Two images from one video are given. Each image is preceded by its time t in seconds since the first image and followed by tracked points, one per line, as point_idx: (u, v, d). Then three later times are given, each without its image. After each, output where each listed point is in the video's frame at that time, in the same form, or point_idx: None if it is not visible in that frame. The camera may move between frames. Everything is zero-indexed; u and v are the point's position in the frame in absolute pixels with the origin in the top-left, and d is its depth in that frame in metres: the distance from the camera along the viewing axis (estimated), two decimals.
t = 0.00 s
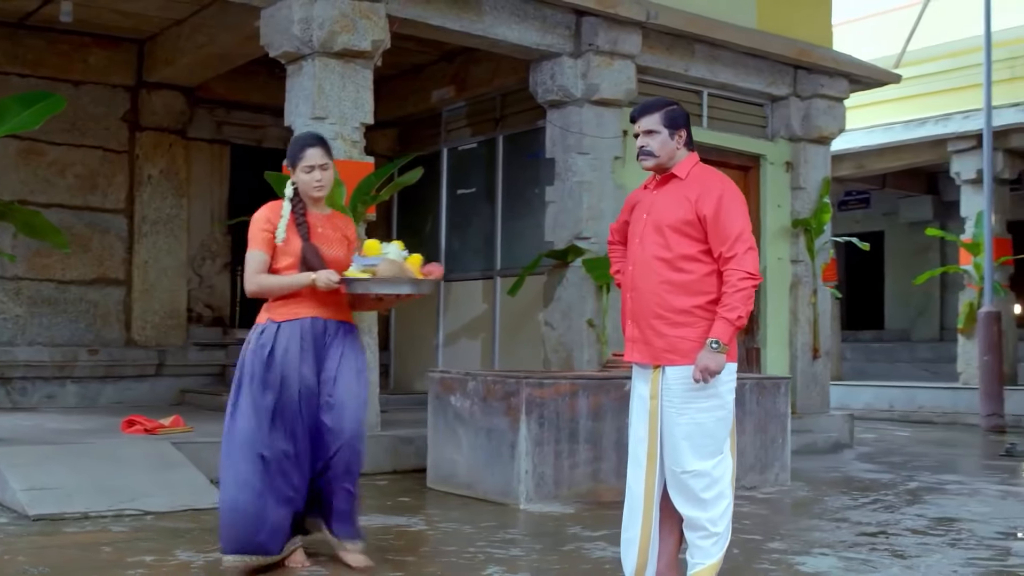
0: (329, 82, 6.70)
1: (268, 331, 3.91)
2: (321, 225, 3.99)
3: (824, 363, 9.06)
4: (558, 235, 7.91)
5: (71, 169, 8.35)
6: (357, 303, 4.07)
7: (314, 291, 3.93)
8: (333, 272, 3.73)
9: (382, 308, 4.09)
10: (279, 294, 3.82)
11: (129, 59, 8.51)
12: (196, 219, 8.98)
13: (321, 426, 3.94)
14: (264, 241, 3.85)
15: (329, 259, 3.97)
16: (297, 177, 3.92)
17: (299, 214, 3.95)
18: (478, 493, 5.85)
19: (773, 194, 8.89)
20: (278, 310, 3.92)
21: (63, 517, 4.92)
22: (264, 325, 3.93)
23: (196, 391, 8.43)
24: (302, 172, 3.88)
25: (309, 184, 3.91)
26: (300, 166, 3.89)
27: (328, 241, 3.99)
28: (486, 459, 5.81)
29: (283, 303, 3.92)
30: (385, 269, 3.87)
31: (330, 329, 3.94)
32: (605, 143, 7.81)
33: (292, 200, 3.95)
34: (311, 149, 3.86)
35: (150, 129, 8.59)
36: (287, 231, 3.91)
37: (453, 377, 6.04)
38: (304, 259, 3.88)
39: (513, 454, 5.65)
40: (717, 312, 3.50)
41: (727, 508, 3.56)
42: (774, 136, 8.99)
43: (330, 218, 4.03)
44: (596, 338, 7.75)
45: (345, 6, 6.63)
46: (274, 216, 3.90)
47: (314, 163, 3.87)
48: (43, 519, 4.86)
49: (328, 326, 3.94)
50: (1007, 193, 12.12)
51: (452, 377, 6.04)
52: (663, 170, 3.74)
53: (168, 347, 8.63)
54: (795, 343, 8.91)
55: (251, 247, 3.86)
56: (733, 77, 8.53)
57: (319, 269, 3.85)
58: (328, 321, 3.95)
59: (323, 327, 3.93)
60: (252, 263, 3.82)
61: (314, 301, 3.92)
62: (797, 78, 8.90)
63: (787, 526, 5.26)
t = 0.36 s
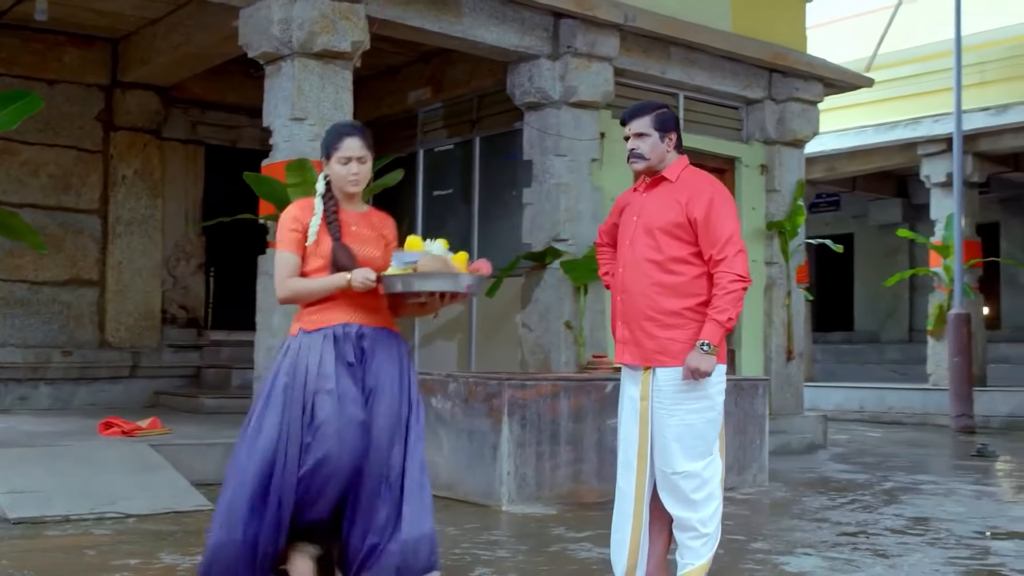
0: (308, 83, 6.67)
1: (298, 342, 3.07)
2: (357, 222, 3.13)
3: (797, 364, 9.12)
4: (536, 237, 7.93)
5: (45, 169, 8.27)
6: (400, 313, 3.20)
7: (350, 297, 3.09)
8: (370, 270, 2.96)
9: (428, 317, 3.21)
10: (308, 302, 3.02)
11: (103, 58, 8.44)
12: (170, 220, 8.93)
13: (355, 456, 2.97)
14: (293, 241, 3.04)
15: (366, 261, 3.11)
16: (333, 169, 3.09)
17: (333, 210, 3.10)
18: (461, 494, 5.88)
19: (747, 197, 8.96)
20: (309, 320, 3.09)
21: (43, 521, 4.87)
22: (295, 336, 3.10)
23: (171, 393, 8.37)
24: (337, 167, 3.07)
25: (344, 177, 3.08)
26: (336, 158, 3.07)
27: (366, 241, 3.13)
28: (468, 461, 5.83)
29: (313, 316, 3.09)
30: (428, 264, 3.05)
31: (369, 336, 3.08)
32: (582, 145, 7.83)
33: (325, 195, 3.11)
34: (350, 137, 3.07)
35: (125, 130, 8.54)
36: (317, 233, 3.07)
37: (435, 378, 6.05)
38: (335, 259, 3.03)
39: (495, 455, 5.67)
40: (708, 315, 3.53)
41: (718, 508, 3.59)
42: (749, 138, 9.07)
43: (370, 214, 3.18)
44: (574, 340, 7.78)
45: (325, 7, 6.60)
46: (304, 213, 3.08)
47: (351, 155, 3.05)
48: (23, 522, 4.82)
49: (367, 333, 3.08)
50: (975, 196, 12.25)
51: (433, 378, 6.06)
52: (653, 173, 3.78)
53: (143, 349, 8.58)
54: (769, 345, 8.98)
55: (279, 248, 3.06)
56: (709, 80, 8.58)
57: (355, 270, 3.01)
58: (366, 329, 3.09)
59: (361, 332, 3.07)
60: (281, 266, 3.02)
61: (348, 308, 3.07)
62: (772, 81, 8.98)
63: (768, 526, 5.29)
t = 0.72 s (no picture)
0: (280, 83, 6.65)
1: (313, 347, 2.85)
2: (376, 216, 2.90)
3: (764, 365, 9.20)
4: (506, 239, 7.95)
5: (9, 168, 8.17)
6: (424, 312, 2.98)
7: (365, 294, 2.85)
8: (385, 264, 2.73)
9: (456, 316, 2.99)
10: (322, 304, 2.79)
11: (69, 56, 8.36)
12: (136, 219, 8.86)
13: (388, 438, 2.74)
14: (306, 239, 2.83)
15: (386, 258, 2.87)
16: (348, 160, 2.83)
17: (348, 203, 2.86)
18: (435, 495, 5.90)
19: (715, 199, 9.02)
20: (323, 322, 2.85)
21: (14, 524, 4.82)
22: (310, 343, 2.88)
23: (137, 394, 8.29)
24: (353, 158, 2.81)
25: (361, 167, 2.82)
26: (352, 149, 2.81)
27: (385, 236, 2.89)
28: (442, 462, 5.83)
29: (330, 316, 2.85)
30: (449, 254, 2.80)
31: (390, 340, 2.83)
32: (553, 146, 7.84)
33: (340, 188, 2.86)
34: (366, 124, 2.79)
35: (91, 129, 8.48)
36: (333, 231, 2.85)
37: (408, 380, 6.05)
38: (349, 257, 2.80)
39: (469, 457, 5.69)
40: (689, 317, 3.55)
41: (699, 508, 3.62)
42: (717, 141, 9.14)
43: (387, 207, 2.94)
44: (544, 341, 7.80)
45: (297, 7, 6.59)
46: (319, 207, 2.86)
47: (368, 143, 2.79)
48: None
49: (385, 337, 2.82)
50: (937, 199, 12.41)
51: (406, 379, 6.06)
52: (635, 176, 3.80)
53: (109, 350, 8.52)
54: (736, 346, 9.04)
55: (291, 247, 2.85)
56: (677, 83, 8.64)
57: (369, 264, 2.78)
58: (386, 331, 2.83)
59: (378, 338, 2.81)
60: (293, 266, 2.81)
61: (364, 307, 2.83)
62: (739, 84, 9.06)
63: (741, 526, 5.33)
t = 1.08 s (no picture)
0: (242, 87, 6.61)
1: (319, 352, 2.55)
2: (391, 207, 2.62)
3: (721, 371, 9.27)
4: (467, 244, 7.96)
5: None
6: (445, 313, 2.69)
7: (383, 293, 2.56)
8: (407, 259, 2.47)
9: (475, 314, 2.74)
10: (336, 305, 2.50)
11: (23, 56, 8.24)
12: (92, 222, 8.78)
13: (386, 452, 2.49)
14: (318, 232, 2.53)
15: (405, 254, 2.59)
16: (364, 142, 2.57)
17: (363, 193, 2.58)
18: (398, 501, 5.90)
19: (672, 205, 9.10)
20: (335, 325, 2.56)
21: None
22: (317, 347, 2.57)
23: (92, 400, 8.18)
24: (369, 138, 2.55)
25: (378, 150, 2.56)
26: (368, 128, 2.55)
27: (403, 229, 2.62)
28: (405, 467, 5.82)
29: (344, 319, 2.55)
30: (480, 247, 2.57)
31: (405, 348, 2.54)
32: (514, 152, 7.85)
33: (353, 176, 2.59)
34: (385, 103, 2.55)
35: (47, 130, 8.38)
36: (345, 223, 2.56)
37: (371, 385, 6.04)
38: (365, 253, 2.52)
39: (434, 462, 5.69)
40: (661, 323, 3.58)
41: (669, 512, 3.66)
42: (675, 148, 9.22)
43: (404, 198, 2.67)
44: (505, 347, 7.79)
45: (260, 11, 6.56)
46: (330, 197, 2.57)
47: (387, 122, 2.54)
48: None
49: (400, 343, 2.54)
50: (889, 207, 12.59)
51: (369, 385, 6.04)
52: (606, 182, 3.82)
53: (63, 355, 8.44)
54: (694, 351, 9.10)
55: (299, 241, 2.55)
56: (637, 89, 8.70)
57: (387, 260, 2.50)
58: (402, 336, 2.55)
59: (390, 345, 2.52)
60: (302, 263, 2.51)
61: (381, 310, 2.55)
62: (697, 92, 9.15)
63: (705, 530, 5.38)
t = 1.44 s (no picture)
0: (208, 91, 6.57)
1: (317, 352, 2.56)
2: (398, 201, 2.63)
3: (685, 377, 9.33)
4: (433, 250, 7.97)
5: None
6: (447, 314, 2.69)
7: (381, 295, 2.55)
8: (401, 264, 2.44)
9: (480, 318, 2.72)
10: (331, 302, 2.52)
11: None
12: (53, 225, 8.74)
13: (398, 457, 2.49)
14: (318, 226, 2.56)
15: (406, 251, 2.60)
16: (375, 129, 2.57)
17: (369, 186, 2.59)
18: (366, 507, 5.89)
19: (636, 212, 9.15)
20: (334, 325, 2.56)
21: None
22: (315, 345, 2.59)
23: (54, 406, 8.10)
24: (380, 127, 2.56)
25: (387, 140, 2.56)
26: (379, 115, 2.56)
27: (407, 225, 2.62)
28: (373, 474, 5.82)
29: (341, 316, 2.56)
30: (478, 257, 2.54)
31: (403, 350, 2.54)
32: (480, 158, 7.86)
33: (361, 168, 2.60)
34: (400, 91, 2.55)
35: (8, 134, 8.34)
36: (349, 216, 2.57)
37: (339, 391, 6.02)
38: (363, 249, 2.53)
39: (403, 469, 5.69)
40: (636, 329, 3.60)
41: (645, 517, 3.68)
42: (639, 155, 9.28)
43: (412, 193, 2.67)
44: (471, 352, 7.81)
45: (228, 15, 6.51)
46: (334, 188, 2.59)
47: (401, 112, 2.54)
48: None
49: (399, 346, 2.54)
50: (848, 214, 12.74)
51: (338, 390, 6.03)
52: (581, 189, 3.85)
53: (24, 361, 8.41)
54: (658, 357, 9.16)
55: (301, 233, 2.57)
56: (602, 96, 8.75)
57: (384, 262, 2.50)
58: (399, 338, 2.55)
59: (387, 347, 2.53)
60: (301, 256, 2.54)
61: (379, 312, 2.54)
62: (661, 99, 9.22)
63: (674, 535, 5.43)
